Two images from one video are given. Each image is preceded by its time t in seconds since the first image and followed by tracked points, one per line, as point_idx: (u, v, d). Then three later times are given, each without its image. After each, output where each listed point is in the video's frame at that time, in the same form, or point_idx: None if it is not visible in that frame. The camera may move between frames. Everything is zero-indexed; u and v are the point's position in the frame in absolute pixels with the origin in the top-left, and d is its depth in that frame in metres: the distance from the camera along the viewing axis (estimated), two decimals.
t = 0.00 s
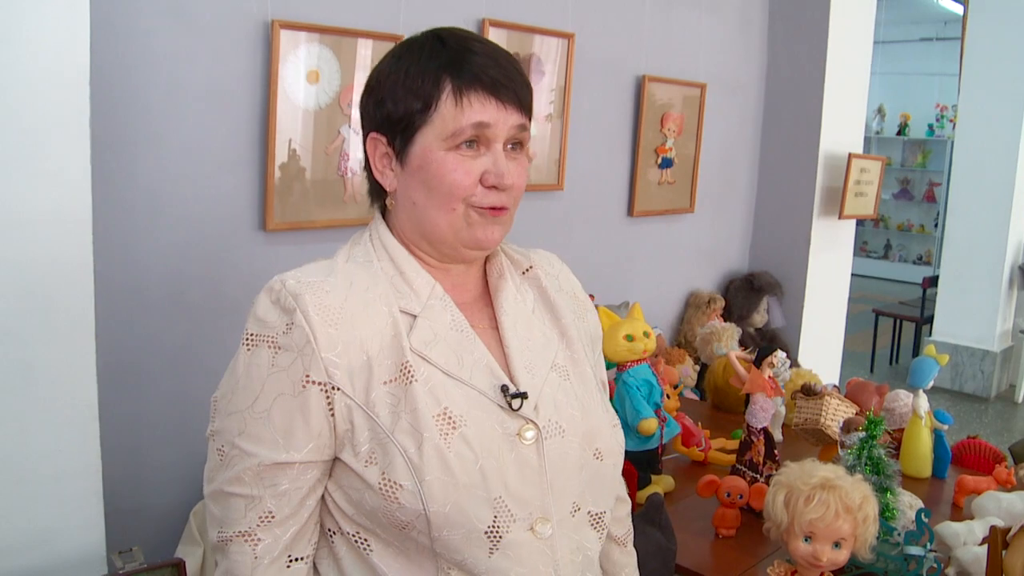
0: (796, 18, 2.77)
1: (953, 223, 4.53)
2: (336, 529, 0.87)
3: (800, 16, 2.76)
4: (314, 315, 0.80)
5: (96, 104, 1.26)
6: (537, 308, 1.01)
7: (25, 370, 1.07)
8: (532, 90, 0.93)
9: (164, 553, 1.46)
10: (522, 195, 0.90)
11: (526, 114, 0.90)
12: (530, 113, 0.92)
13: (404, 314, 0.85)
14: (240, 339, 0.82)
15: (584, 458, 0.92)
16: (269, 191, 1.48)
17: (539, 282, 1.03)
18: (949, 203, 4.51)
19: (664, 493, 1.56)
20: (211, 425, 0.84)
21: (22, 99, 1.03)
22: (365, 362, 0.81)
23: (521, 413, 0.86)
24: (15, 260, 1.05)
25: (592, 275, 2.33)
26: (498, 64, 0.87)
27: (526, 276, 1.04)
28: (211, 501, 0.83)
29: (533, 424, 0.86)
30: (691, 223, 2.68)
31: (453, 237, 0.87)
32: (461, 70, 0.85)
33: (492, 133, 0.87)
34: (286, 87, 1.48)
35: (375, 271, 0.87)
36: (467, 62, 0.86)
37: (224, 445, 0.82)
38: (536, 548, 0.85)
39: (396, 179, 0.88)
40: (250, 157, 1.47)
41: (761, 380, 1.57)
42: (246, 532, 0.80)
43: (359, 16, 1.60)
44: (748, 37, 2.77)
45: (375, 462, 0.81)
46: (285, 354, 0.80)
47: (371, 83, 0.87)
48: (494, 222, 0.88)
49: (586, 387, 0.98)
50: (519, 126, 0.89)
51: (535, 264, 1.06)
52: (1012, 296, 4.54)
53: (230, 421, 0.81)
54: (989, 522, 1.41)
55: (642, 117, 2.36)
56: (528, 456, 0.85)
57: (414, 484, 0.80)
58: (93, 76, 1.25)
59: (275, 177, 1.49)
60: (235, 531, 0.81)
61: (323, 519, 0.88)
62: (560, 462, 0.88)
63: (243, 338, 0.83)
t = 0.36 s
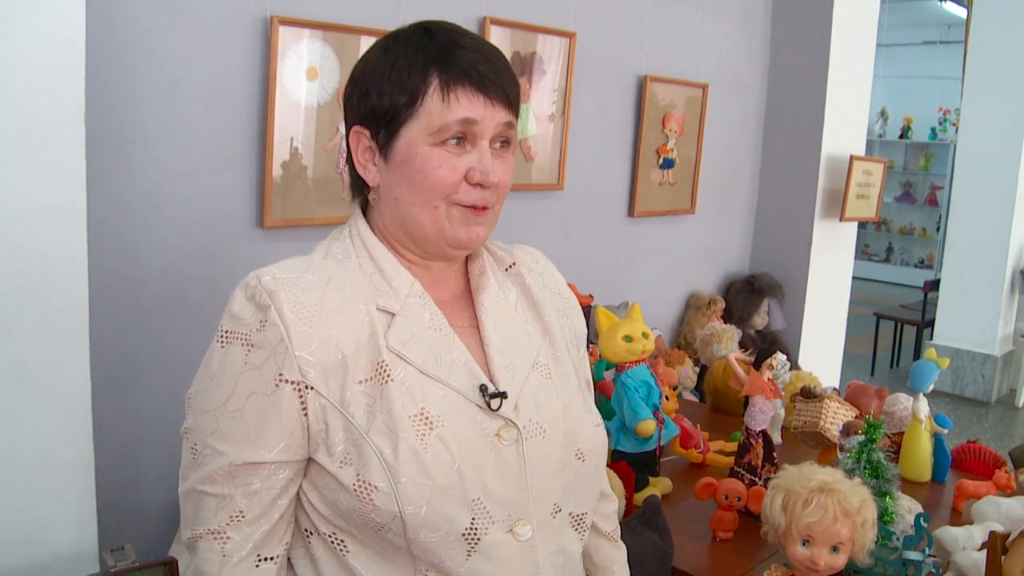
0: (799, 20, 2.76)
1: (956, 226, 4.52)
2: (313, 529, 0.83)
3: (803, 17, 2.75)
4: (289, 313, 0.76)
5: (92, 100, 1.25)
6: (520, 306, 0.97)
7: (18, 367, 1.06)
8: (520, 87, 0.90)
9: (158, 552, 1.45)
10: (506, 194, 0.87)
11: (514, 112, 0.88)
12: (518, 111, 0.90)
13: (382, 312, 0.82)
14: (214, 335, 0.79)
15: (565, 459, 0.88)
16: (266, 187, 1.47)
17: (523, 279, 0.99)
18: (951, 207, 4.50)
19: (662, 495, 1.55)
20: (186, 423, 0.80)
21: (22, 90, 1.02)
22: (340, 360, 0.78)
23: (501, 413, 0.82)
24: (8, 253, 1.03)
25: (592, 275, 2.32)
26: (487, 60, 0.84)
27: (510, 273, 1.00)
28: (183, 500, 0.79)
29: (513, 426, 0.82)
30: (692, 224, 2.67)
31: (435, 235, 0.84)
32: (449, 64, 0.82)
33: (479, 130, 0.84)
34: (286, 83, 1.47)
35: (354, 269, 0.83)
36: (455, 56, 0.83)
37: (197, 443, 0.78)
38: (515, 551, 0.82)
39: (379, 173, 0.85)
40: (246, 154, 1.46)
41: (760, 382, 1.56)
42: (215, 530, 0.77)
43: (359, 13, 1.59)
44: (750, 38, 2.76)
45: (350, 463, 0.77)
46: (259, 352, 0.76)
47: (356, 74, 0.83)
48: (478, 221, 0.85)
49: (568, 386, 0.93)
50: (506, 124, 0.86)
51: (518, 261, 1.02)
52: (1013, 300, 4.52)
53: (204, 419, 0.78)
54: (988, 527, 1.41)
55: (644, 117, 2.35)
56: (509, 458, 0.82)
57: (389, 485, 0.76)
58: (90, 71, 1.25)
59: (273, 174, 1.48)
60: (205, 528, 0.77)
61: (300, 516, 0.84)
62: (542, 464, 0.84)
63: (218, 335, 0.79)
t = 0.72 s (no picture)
0: (789, 28, 2.79)
1: (937, 236, 4.58)
2: (301, 525, 0.83)
3: (792, 25, 2.78)
4: (283, 308, 0.75)
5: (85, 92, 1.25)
6: (510, 307, 0.96)
7: (10, 359, 1.05)
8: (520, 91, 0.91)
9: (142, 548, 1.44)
10: (504, 196, 0.88)
11: (515, 115, 0.88)
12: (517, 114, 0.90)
13: (375, 309, 0.80)
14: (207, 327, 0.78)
15: (552, 458, 0.88)
16: (259, 183, 1.47)
17: (512, 280, 0.99)
18: (932, 215, 4.56)
19: (649, 496, 1.56)
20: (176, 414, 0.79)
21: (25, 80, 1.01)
22: (333, 356, 0.77)
23: (491, 411, 0.81)
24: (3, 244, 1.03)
25: (579, 277, 2.34)
26: (492, 62, 0.85)
27: (500, 273, 0.99)
28: (171, 492, 0.78)
29: (503, 424, 0.82)
30: (679, 228, 2.69)
31: (434, 233, 0.84)
32: (455, 64, 0.82)
33: (481, 131, 0.84)
34: (280, 78, 1.47)
35: (347, 265, 0.82)
36: (461, 56, 0.83)
37: (188, 435, 0.77)
38: (500, 547, 0.82)
39: (379, 170, 0.84)
40: (238, 150, 1.46)
41: (747, 386, 1.57)
42: (205, 523, 0.75)
43: (354, 10, 1.59)
44: (740, 44, 2.78)
45: (342, 458, 0.77)
46: (252, 346, 0.75)
47: (360, 69, 0.83)
48: (476, 221, 0.85)
49: (557, 386, 0.92)
50: (507, 126, 0.87)
51: (508, 261, 1.01)
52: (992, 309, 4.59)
53: (194, 411, 0.76)
54: (969, 531, 1.42)
55: (634, 121, 2.36)
56: (498, 455, 0.81)
57: (380, 481, 0.75)
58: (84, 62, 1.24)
59: (265, 169, 1.48)
60: (194, 521, 0.76)
61: (287, 512, 0.83)
62: (530, 462, 0.84)
63: (209, 327, 0.78)
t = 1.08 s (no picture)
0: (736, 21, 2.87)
1: (877, 219, 4.74)
2: (319, 514, 0.86)
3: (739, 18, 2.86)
4: (296, 302, 0.78)
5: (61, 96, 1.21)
6: (505, 297, 1.00)
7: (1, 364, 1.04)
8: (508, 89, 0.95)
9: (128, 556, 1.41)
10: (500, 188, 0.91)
11: (508, 111, 0.92)
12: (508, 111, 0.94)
13: (382, 301, 0.84)
14: (220, 327, 0.80)
15: (556, 438, 0.93)
16: (234, 185, 1.44)
17: (507, 274, 1.02)
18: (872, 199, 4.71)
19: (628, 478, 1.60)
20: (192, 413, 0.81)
21: (24, 81, 1.01)
22: (346, 348, 0.80)
23: (499, 394, 0.86)
24: None
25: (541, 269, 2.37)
26: (487, 62, 0.88)
27: (494, 267, 1.02)
28: (191, 489, 0.80)
29: (510, 406, 0.86)
30: (635, 218, 2.75)
31: (439, 226, 0.87)
32: (455, 64, 0.85)
33: (480, 127, 0.88)
34: (252, 81, 1.45)
35: (352, 260, 0.85)
36: (460, 57, 0.86)
37: (205, 432, 0.79)
38: (516, 524, 0.86)
39: (383, 168, 0.86)
40: (213, 152, 1.42)
41: (718, 367, 1.63)
42: (229, 519, 0.77)
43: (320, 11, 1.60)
44: (690, 37, 2.85)
45: (361, 444, 0.80)
46: (267, 341, 0.78)
47: (362, 71, 0.85)
48: (477, 213, 0.89)
49: (553, 368, 0.98)
50: (503, 122, 0.91)
51: (501, 255, 1.04)
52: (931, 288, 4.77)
53: (212, 408, 0.78)
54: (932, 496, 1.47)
55: (591, 114, 2.41)
56: (507, 435, 0.86)
57: (400, 464, 0.79)
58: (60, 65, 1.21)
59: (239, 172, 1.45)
60: (218, 518, 0.78)
61: (305, 503, 0.86)
62: (535, 440, 0.89)
63: (222, 326, 0.80)
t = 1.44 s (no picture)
0: (674, 24, 2.98)
1: (808, 212, 4.93)
2: (342, 497, 0.91)
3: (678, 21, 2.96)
4: (313, 301, 0.83)
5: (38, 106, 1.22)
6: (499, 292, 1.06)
7: None
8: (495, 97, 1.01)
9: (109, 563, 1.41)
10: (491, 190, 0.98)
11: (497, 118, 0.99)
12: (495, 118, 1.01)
13: (390, 298, 0.89)
14: (240, 328, 0.84)
15: (554, 417, 1.00)
16: (208, 190, 1.45)
17: (496, 268, 1.08)
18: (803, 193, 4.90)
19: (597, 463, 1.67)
20: (218, 412, 0.86)
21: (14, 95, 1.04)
22: (362, 341, 0.85)
23: (502, 377, 0.92)
24: None
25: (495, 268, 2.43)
26: (479, 73, 0.95)
27: (484, 262, 1.08)
28: (222, 482, 0.84)
29: (513, 389, 0.93)
30: (584, 216, 2.83)
31: (439, 227, 0.94)
32: (452, 76, 0.91)
33: (475, 134, 0.94)
34: (223, 91, 1.46)
35: (359, 261, 0.90)
36: (456, 69, 0.92)
37: (234, 427, 0.84)
38: (523, 496, 0.93)
39: (385, 174, 0.92)
40: (186, 158, 1.43)
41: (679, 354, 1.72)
42: (261, 506, 0.82)
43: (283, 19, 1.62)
44: (632, 40, 2.94)
45: (381, 429, 0.85)
46: (289, 339, 0.83)
47: (364, 83, 0.90)
48: (473, 214, 0.96)
49: (546, 354, 1.05)
50: (494, 129, 0.97)
51: (490, 250, 1.10)
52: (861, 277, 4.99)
53: (239, 404, 0.83)
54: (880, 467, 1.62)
55: (541, 116, 2.48)
56: (511, 416, 0.93)
57: (419, 445, 0.85)
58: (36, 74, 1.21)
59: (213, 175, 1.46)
60: (250, 506, 0.83)
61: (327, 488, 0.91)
62: (535, 420, 0.96)
63: (242, 328, 0.85)
